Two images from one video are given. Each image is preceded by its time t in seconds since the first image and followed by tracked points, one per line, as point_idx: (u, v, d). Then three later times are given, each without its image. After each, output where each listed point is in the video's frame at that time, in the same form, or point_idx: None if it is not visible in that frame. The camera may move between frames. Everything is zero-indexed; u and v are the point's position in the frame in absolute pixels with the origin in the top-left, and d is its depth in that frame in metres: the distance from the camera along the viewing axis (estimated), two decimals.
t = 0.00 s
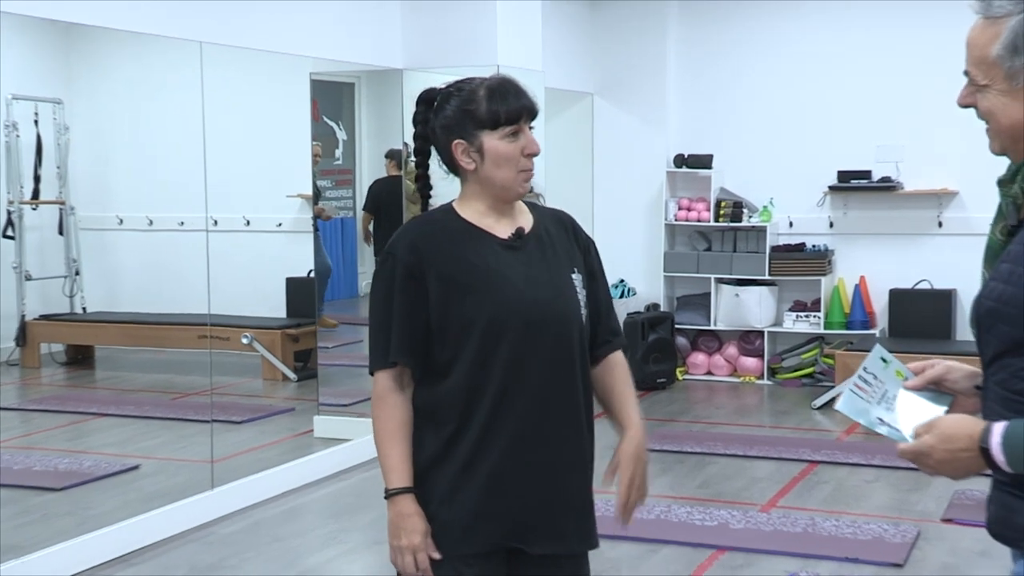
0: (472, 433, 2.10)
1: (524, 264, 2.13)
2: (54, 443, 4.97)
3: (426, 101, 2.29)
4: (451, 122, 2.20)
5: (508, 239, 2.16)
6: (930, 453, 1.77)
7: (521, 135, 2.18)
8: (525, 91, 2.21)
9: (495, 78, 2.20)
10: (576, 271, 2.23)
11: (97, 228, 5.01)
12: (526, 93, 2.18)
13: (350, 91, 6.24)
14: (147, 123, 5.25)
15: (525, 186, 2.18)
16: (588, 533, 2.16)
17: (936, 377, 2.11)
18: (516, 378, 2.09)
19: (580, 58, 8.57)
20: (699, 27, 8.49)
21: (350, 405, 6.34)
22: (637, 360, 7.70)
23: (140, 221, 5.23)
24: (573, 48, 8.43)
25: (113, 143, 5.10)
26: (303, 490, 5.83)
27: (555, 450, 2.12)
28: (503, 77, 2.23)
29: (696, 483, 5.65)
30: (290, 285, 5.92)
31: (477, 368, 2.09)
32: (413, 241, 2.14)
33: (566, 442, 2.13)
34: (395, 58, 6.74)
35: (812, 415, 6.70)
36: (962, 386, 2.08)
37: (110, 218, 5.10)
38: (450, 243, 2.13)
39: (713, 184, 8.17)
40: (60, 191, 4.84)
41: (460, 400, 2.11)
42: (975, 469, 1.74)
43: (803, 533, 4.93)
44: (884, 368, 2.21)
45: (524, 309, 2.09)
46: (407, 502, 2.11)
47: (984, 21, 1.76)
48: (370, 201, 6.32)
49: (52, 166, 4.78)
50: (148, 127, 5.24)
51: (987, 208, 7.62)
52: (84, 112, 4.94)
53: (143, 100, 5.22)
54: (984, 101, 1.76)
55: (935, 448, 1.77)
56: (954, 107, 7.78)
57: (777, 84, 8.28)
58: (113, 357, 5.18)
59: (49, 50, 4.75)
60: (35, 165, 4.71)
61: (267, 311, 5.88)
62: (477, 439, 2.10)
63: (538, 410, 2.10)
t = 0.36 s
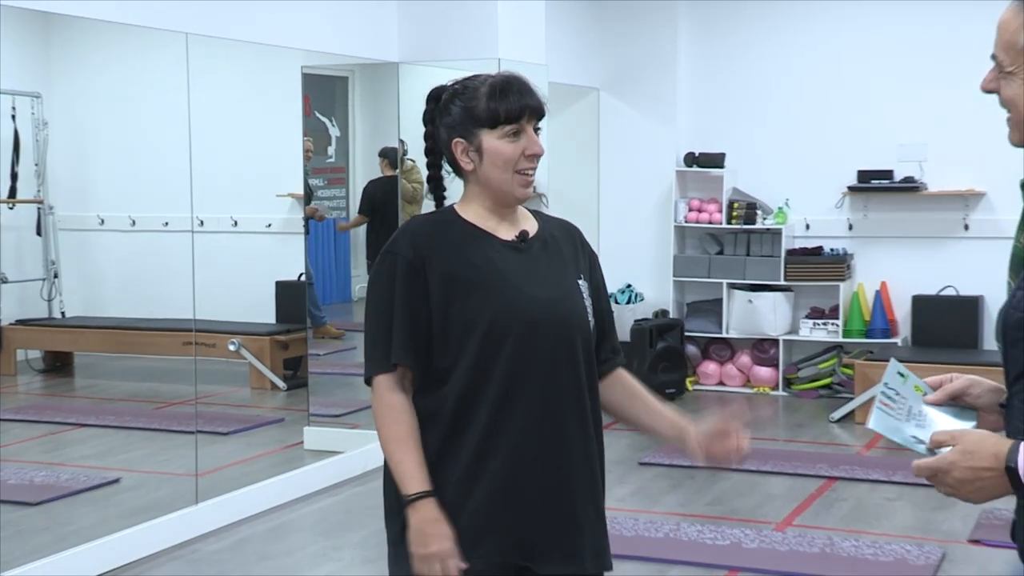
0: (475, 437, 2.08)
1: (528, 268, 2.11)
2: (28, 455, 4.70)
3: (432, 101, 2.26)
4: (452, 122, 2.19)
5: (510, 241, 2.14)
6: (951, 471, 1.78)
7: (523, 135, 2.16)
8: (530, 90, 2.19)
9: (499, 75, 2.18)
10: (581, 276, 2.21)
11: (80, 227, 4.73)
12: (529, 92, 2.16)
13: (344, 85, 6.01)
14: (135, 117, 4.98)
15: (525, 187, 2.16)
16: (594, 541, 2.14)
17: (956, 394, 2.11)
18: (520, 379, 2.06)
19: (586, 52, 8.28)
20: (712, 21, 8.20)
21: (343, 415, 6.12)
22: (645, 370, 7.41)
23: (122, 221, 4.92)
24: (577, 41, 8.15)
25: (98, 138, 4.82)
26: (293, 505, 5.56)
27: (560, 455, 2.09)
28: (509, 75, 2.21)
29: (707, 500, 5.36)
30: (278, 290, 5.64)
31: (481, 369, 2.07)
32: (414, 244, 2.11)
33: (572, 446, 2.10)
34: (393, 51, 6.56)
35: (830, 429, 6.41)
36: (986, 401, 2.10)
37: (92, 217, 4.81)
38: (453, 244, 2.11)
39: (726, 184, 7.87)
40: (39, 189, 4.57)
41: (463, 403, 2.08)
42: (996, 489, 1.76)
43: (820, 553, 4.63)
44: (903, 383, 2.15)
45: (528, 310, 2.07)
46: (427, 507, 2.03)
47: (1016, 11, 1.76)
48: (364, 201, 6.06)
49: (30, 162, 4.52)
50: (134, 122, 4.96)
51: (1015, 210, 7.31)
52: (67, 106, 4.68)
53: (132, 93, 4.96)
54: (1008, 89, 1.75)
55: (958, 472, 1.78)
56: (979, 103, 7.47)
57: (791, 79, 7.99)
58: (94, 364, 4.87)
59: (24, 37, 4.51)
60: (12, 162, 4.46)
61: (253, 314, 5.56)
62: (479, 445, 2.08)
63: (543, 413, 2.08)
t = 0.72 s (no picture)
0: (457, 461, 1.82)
1: (515, 268, 1.85)
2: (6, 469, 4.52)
3: (415, 98, 2.03)
4: (441, 120, 1.96)
5: (505, 242, 1.89)
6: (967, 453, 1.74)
7: (519, 130, 1.93)
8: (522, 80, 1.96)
9: (488, 66, 1.95)
10: (585, 277, 1.93)
11: (65, 229, 4.51)
12: (524, 84, 1.94)
13: (341, 80, 5.73)
14: (120, 113, 4.73)
15: (526, 185, 1.94)
16: None
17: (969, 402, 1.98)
18: (505, 396, 1.80)
19: (595, 45, 8.02)
20: (727, 13, 7.93)
21: (338, 426, 5.79)
22: (657, 378, 7.13)
23: (108, 222, 4.68)
24: (584, 35, 7.87)
25: (82, 136, 4.59)
26: (285, 521, 5.29)
27: (555, 481, 1.82)
28: (498, 65, 1.98)
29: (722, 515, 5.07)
30: (270, 295, 5.37)
31: (461, 387, 1.81)
32: (391, 248, 1.89)
33: (569, 469, 1.83)
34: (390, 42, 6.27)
35: (853, 441, 6.11)
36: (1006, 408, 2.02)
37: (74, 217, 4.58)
38: (432, 248, 1.87)
39: (742, 182, 7.58)
40: (19, 189, 4.35)
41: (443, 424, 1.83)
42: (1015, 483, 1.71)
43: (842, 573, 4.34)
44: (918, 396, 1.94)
45: (512, 315, 1.81)
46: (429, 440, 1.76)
47: None
48: (361, 201, 5.78)
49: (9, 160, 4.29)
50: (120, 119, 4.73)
51: None
52: (49, 101, 4.46)
53: (119, 87, 4.73)
54: None
55: (968, 464, 1.73)
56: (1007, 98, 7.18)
57: (808, 74, 7.71)
58: (80, 373, 4.64)
59: None
60: None
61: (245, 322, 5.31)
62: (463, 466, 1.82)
63: (534, 433, 1.81)
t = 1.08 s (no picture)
0: (448, 473, 1.80)
1: (509, 277, 1.81)
2: None
3: (404, 99, 1.97)
4: (432, 123, 1.91)
5: (499, 249, 1.84)
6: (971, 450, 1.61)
7: (513, 130, 1.87)
8: (516, 79, 1.90)
9: (479, 65, 1.89)
10: (584, 282, 1.88)
11: (54, 229, 4.28)
12: (517, 83, 1.88)
13: (346, 75, 5.49)
14: (110, 106, 4.50)
15: (522, 188, 1.87)
16: None
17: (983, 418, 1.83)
18: (498, 410, 1.77)
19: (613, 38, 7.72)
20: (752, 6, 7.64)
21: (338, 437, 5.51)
22: (675, 392, 6.89)
23: (99, 222, 4.45)
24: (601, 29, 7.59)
25: (73, 131, 4.35)
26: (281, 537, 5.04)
27: (548, 492, 1.79)
28: (491, 62, 1.92)
29: (742, 534, 4.80)
30: (269, 298, 5.13)
31: (453, 399, 1.78)
32: (381, 258, 1.85)
33: (564, 482, 1.80)
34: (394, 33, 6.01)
35: (882, 456, 5.83)
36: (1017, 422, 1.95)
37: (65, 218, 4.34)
38: (423, 258, 1.83)
39: (767, 182, 7.29)
40: (7, 187, 4.12)
41: (435, 436, 1.80)
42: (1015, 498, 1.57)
43: None
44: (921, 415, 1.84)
45: (506, 327, 1.77)
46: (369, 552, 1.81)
47: None
48: (364, 200, 5.47)
49: None
50: (113, 113, 4.50)
51: None
52: (39, 93, 4.23)
53: (111, 78, 4.50)
54: None
55: (970, 466, 1.60)
56: None
57: (834, 70, 7.43)
58: (66, 380, 4.42)
59: None
60: None
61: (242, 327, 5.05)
62: (455, 480, 1.79)
63: (528, 447, 1.78)
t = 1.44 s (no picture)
0: (447, 501, 1.64)
1: (514, 290, 1.66)
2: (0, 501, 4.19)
3: (404, 109, 1.83)
4: (428, 125, 1.76)
5: (504, 261, 1.69)
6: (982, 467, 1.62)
7: (514, 130, 1.71)
8: (518, 79, 1.75)
9: (478, 66, 1.75)
10: (593, 299, 1.73)
11: (67, 239, 4.14)
12: (516, 80, 1.73)
13: (369, 80, 5.22)
14: (122, 111, 4.35)
15: (524, 191, 1.71)
16: None
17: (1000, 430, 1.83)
18: (500, 433, 1.62)
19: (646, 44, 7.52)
20: (791, 10, 7.42)
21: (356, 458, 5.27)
22: (709, 411, 6.67)
23: (113, 233, 4.32)
24: (632, 33, 7.39)
25: (86, 140, 4.21)
26: (296, 561, 4.85)
27: (554, 520, 1.64)
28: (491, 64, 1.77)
29: (778, 560, 4.57)
30: (290, 313, 4.97)
31: (451, 420, 1.63)
32: (379, 267, 1.69)
33: (570, 512, 1.64)
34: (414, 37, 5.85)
35: (927, 479, 5.57)
36: None
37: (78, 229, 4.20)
38: (424, 266, 1.67)
39: (807, 193, 7.05)
40: (18, 197, 4.00)
41: (432, 461, 1.64)
42: None
43: None
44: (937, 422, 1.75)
45: (509, 344, 1.62)
46: None
47: None
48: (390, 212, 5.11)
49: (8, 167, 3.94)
50: (125, 119, 4.35)
51: None
52: (50, 100, 4.10)
53: (126, 83, 4.36)
54: None
55: (984, 482, 1.61)
56: None
57: (878, 75, 7.20)
58: (78, 398, 4.24)
59: None
60: None
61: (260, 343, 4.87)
62: (453, 510, 1.63)
63: (533, 473, 1.63)
